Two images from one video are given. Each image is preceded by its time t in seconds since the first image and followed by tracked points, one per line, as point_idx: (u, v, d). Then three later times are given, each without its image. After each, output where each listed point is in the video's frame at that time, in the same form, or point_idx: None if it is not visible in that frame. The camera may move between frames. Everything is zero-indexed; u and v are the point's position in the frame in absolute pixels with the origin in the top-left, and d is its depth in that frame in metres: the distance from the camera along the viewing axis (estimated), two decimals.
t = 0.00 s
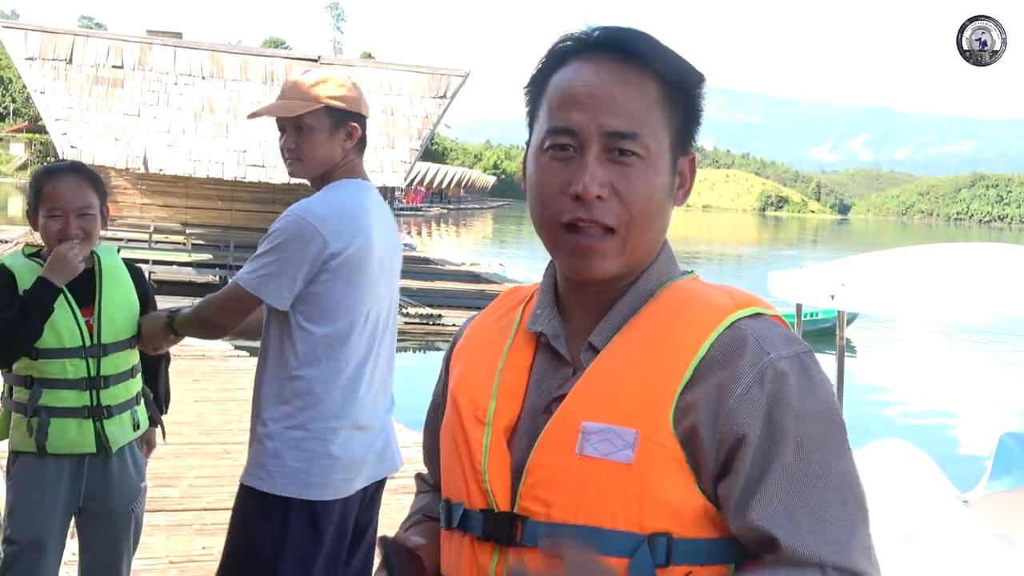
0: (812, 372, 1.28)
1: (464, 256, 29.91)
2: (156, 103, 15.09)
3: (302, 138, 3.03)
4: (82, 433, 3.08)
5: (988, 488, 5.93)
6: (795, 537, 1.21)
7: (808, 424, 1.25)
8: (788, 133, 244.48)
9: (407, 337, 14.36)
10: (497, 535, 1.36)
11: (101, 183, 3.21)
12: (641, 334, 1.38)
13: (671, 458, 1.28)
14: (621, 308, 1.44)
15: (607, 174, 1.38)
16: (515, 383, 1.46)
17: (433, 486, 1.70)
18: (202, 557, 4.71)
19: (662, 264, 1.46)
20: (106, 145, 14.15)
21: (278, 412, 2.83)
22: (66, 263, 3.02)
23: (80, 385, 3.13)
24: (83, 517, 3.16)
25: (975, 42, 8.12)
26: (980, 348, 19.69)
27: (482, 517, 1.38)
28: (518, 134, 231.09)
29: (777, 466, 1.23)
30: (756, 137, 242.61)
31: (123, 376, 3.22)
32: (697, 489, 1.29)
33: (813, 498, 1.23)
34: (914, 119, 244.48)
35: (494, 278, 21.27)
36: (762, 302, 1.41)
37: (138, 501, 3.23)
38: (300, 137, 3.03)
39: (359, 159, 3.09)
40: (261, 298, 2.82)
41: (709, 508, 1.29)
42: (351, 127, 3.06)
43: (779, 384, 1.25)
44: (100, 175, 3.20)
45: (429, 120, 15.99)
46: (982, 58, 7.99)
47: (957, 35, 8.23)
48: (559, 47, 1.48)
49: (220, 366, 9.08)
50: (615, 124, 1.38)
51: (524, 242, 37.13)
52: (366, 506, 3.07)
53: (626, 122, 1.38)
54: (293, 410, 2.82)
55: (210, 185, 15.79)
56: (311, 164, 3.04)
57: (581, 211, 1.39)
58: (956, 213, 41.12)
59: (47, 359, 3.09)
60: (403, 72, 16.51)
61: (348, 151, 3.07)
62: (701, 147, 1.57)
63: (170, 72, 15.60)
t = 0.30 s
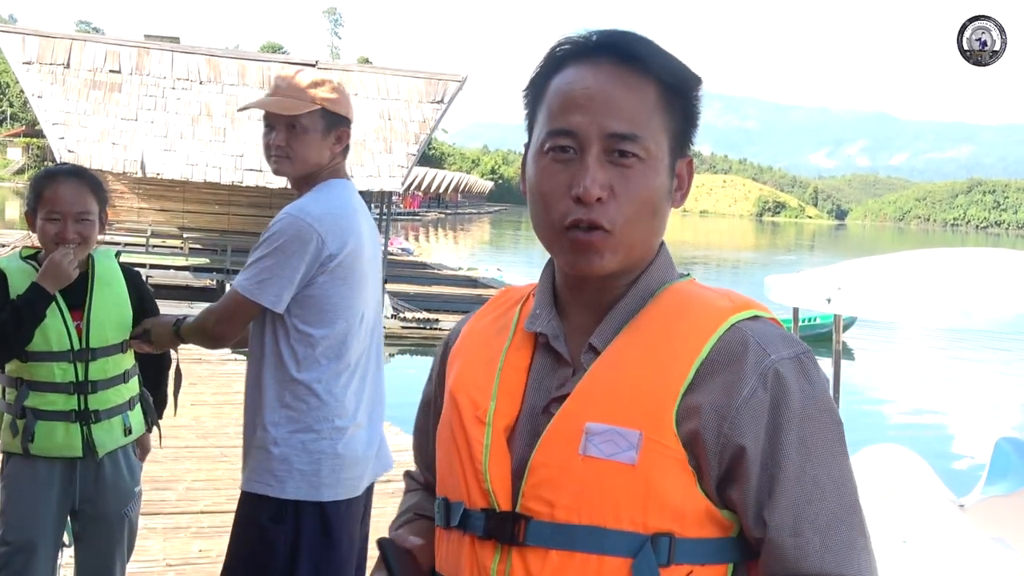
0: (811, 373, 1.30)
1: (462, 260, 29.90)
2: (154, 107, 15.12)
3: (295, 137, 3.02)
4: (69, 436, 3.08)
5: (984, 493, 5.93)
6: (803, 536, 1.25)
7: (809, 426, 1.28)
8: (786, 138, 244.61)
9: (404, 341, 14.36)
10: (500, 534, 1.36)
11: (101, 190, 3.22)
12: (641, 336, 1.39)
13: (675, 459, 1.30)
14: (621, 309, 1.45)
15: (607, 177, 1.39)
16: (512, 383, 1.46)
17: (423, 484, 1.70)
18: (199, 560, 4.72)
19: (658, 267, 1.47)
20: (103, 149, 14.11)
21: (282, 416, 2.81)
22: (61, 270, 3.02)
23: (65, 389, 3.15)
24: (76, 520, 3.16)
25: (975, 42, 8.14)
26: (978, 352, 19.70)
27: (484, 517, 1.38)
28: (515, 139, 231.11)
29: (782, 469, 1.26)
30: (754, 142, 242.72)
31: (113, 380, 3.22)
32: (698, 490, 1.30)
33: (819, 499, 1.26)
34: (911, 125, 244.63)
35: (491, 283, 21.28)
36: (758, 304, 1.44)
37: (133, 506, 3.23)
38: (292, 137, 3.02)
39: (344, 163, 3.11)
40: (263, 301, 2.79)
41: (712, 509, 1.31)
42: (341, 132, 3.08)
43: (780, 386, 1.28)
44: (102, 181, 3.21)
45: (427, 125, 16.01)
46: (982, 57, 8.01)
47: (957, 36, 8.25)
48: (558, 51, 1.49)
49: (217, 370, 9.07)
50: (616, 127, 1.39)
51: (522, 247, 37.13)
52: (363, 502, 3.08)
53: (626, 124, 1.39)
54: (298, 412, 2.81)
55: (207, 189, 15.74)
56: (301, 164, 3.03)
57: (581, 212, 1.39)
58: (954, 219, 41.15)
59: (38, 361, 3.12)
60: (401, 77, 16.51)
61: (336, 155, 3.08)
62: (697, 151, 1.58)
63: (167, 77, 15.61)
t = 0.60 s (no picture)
0: (818, 367, 1.32)
1: (464, 256, 29.92)
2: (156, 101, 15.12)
3: (282, 157, 2.66)
4: (72, 428, 3.09)
5: (984, 491, 5.94)
6: (815, 528, 1.27)
7: (819, 419, 1.30)
8: (788, 135, 244.53)
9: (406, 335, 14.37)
10: (514, 527, 1.36)
11: (106, 183, 3.23)
12: (648, 331, 1.40)
13: (690, 453, 1.30)
14: (629, 304, 1.45)
15: (616, 171, 1.39)
16: (519, 377, 1.46)
17: (413, 475, 1.71)
18: (201, 552, 4.73)
19: (663, 262, 1.48)
20: (106, 142, 14.17)
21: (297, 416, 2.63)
22: (64, 266, 3.03)
23: (69, 380, 3.14)
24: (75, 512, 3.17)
25: (975, 42, 8.15)
26: (980, 350, 19.72)
27: (497, 511, 1.38)
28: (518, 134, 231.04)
29: (792, 460, 1.28)
30: (756, 139, 242.63)
31: (118, 370, 3.22)
32: (711, 483, 1.31)
33: (829, 490, 1.28)
34: (914, 123, 244.49)
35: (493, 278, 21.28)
36: (763, 299, 1.45)
37: (133, 497, 3.24)
38: (279, 157, 2.66)
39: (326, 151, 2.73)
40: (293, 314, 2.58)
41: (724, 502, 1.32)
42: (322, 127, 2.70)
43: (791, 380, 1.29)
44: (108, 175, 3.22)
45: (429, 120, 16.03)
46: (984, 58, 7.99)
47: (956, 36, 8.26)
48: (563, 46, 1.49)
49: (218, 363, 9.09)
50: (625, 122, 1.40)
51: (524, 243, 37.16)
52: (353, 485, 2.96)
53: (634, 118, 1.40)
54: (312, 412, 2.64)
55: (210, 184, 15.62)
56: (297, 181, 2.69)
57: (591, 206, 1.39)
58: (956, 217, 41.13)
59: (40, 352, 3.11)
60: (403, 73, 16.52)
61: (322, 147, 2.72)
62: (699, 147, 1.59)
63: (169, 71, 15.61)
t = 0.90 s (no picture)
0: (825, 368, 1.33)
1: (467, 253, 29.91)
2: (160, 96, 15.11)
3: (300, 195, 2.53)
4: (89, 419, 3.11)
5: (984, 491, 5.95)
6: (822, 527, 1.28)
7: (828, 420, 1.31)
8: (792, 135, 244.39)
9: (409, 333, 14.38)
10: (522, 524, 1.36)
11: (119, 182, 3.23)
12: (655, 328, 1.40)
13: (698, 450, 1.31)
14: (639, 302, 1.45)
15: (624, 168, 1.39)
16: (526, 373, 1.46)
17: (412, 470, 1.71)
18: (201, 547, 4.73)
19: (671, 259, 1.48)
20: (110, 138, 14.23)
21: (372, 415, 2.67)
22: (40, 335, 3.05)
23: (89, 371, 3.19)
24: (83, 504, 3.17)
25: (975, 43, 8.20)
26: (981, 350, 19.72)
27: (505, 507, 1.38)
28: (521, 132, 230.97)
29: (800, 457, 1.29)
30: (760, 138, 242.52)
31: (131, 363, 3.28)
32: (718, 481, 1.32)
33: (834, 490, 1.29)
34: (918, 123, 244.31)
35: (495, 276, 21.27)
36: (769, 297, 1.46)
37: (138, 489, 3.27)
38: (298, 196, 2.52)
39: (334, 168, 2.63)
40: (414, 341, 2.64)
41: (731, 499, 1.33)
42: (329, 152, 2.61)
43: (797, 379, 1.30)
44: (120, 174, 3.22)
45: (433, 118, 16.03)
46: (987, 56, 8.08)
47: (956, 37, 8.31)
48: (575, 42, 1.49)
49: (220, 358, 9.08)
50: (633, 118, 1.40)
51: (526, 241, 37.12)
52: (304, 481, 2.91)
53: (642, 116, 1.40)
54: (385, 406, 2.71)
55: (213, 180, 15.75)
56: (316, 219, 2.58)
57: (598, 202, 1.39)
58: (960, 218, 41.02)
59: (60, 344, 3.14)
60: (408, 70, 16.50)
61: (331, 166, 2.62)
62: (705, 149, 1.59)
63: (173, 67, 15.61)
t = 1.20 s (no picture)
0: (841, 368, 1.33)
1: (471, 253, 29.91)
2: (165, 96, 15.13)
3: (300, 143, 2.89)
4: (100, 418, 3.12)
5: (988, 490, 5.94)
6: (840, 530, 1.28)
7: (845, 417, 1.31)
8: (796, 135, 244.24)
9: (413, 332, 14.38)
10: (531, 522, 1.37)
11: (127, 185, 3.25)
12: (668, 329, 1.40)
13: (709, 451, 1.31)
14: (653, 299, 1.46)
15: (635, 173, 1.40)
16: (538, 373, 1.47)
17: (422, 465, 1.72)
18: (205, 546, 4.74)
19: (685, 258, 1.48)
20: (114, 136, 14.32)
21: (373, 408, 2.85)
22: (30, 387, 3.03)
23: (101, 371, 3.20)
24: (94, 500, 3.19)
25: (975, 42, 8.40)
26: (986, 349, 19.70)
27: (515, 505, 1.38)
28: (525, 131, 230.95)
29: (812, 460, 1.29)
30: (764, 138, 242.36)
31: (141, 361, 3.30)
32: (731, 483, 1.32)
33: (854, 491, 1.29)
34: (922, 122, 244.07)
35: (500, 275, 21.28)
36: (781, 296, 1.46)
37: (146, 485, 3.29)
38: (296, 144, 2.88)
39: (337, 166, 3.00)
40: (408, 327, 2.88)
41: (742, 500, 1.33)
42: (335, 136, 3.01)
43: (811, 382, 1.30)
44: (129, 177, 3.25)
45: (437, 117, 16.03)
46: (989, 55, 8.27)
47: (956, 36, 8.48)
48: (585, 46, 1.50)
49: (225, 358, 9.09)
50: (645, 125, 1.41)
51: (530, 241, 37.14)
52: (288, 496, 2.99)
53: (654, 122, 1.41)
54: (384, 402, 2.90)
55: (218, 179, 15.85)
56: (307, 174, 2.87)
57: (611, 208, 1.40)
58: (964, 217, 40.92)
59: (72, 345, 3.15)
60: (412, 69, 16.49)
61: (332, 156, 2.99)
62: (721, 146, 1.58)
63: (178, 66, 15.60)
